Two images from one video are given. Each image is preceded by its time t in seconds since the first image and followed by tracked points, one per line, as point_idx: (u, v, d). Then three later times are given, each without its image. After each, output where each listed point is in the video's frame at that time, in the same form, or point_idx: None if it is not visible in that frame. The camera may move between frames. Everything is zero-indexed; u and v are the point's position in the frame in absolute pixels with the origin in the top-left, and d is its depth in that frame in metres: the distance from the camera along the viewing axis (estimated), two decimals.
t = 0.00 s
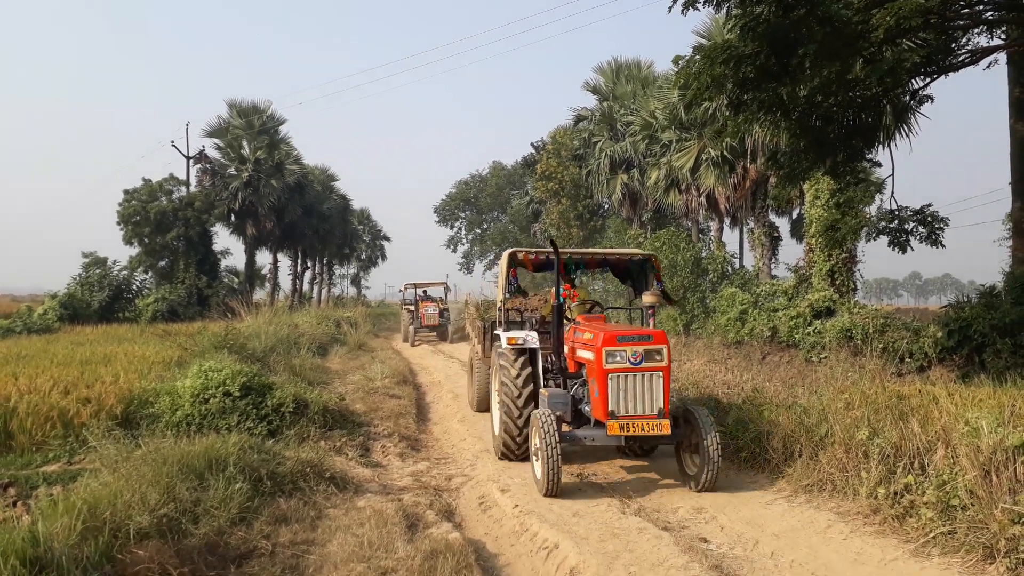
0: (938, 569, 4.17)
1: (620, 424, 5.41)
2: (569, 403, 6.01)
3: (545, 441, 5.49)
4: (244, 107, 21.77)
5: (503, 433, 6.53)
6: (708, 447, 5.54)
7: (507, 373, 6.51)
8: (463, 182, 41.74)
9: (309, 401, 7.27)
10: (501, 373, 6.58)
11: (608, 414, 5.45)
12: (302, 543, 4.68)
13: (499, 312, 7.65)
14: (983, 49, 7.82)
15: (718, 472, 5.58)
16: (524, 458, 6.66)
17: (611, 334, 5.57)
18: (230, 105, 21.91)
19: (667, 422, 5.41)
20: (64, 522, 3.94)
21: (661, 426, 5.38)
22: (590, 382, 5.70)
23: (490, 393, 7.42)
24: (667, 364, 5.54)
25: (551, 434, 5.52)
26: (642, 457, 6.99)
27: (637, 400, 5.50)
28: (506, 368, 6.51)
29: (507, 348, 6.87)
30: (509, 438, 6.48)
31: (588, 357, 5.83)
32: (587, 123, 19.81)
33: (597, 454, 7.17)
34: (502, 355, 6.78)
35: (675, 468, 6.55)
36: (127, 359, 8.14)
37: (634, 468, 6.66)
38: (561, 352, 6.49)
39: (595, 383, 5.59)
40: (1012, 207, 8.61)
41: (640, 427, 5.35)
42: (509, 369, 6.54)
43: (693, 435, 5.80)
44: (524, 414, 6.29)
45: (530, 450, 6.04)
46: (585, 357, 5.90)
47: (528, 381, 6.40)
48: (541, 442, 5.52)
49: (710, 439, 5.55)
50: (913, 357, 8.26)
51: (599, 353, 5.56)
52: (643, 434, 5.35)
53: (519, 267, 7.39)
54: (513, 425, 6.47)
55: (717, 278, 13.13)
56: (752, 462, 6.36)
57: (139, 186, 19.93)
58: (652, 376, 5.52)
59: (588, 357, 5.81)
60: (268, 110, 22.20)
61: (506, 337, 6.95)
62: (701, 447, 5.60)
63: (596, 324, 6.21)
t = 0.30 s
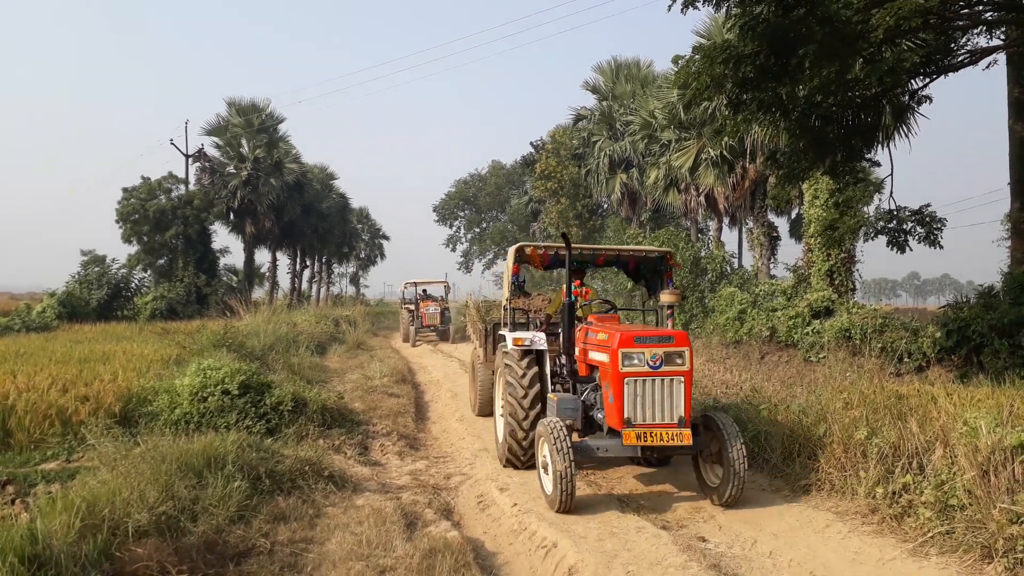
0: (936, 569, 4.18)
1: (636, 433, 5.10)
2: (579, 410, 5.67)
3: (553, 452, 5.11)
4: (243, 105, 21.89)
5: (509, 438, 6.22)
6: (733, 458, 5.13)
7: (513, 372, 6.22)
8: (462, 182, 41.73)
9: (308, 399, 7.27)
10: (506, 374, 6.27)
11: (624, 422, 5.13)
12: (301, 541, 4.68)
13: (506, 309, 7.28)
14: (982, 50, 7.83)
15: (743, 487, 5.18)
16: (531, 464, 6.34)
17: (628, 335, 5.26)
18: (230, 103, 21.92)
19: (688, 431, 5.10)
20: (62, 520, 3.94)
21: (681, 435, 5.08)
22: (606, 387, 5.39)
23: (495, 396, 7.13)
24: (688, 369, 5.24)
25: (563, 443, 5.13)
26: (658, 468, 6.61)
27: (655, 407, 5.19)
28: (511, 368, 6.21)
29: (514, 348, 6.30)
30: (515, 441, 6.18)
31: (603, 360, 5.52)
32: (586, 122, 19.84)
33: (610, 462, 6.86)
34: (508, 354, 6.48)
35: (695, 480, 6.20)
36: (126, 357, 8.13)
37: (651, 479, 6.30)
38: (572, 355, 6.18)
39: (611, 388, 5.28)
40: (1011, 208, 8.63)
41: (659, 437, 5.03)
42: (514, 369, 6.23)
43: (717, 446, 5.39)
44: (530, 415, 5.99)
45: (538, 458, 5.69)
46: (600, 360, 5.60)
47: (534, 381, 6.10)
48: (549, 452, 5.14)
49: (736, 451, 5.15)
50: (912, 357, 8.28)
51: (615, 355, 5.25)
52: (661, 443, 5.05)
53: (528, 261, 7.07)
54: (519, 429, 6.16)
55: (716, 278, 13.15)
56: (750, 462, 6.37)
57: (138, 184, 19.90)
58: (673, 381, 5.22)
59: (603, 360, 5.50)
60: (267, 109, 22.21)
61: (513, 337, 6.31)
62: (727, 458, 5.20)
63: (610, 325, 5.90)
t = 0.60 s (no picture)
0: (937, 563, 4.21)
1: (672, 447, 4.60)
2: (602, 415, 5.25)
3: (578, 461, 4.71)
4: (244, 103, 21.97)
5: (520, 440, 5.91)
6: (773, 473, 4.69)
7: (524, 370, 6.01)
8: (463, 179, 41.74)
9: (310, 396, 7.30)
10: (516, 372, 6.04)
11: (658, 434, 4.63)
12: (303, 536, 4.72)
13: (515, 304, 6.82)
14: (983, 45, 7.83)
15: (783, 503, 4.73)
16: (545, 467, 6.03)
17: (661, 339, 4.73)
18: (231, 101, 21.95)
19: (728, 443, 4.61)
20: (66, 516, 3.96)
21: (721, 449, 4.60)
22: (635, 394, 4.87)
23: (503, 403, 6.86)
24: (727, 375, 4.73)
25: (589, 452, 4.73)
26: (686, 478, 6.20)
27: (693, 417, 4.69)
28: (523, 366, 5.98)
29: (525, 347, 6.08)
30: (528, 444, 5.87)
31: (631, 366, 5.00)
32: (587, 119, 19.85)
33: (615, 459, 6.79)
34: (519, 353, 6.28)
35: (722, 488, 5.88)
36: (129, 354, 8.15)
37: (675, 487, 5.98)
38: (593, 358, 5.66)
39: (642, 397, 4.76)
40: (1012, 203, 8.64)
41: (697, 451, 4.54)
42: (525, 367, 6.00)
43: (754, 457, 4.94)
44: (544, 414, 5.72)
45: (558, 469, 5.29)
46: (627, 365, 5.07)
47: (546, 377, 5.91)
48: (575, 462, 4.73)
49: (776, 465, 4.70)
50: (913, 352, 8.32)
51: (646, 361, 4.73)
52: (700, 458, 4.56)
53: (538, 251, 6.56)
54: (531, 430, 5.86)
55: (717, 274, 13.17)
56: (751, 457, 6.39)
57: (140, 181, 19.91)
58: (711, 389, 4.70)
59: (631, 365, 4.97)
60: (268, 106, 22.22)
61: (523, 334, 6.12)
62: (765, 471, 4.75)
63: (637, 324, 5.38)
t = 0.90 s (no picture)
0: (938, 560, 4.18)
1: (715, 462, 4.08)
2: (629, 422, 4.74)
3: (608, 469, 4.25)
4: (243, 99, 21.98)
5: (535, 444, 5.40)
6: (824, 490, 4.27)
7: (540, 369, 5.59)
8: (463, 175, 41.69)
9: (310, 393, 7.28)
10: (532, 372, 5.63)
11: (698, 448, 4.11)
12: (304, 533, 4.71)
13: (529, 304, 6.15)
14: (985, 41, 7.81)
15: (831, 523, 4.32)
16: (561, 475, 5.47)
17: (705, 342, 4.15)
18: (230, 97, 21.90)
19: (777, 459, 4.11)
20: (67, 513, 3.95)
21: (768, 465, 4.09)
22: (671, 402, 4.34)
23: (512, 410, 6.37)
24: (778, 383, 4.17)
25: (621, 459, 4.29)
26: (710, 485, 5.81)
27: (737, 429, 4.15)
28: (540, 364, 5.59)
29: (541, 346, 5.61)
30: (544, 448, 5.37)
31: (666, 370, 4.45)
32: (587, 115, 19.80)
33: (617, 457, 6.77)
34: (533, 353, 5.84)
35: (761, 501, 5.37)
36: (128, 351, 8.13)
37: (709, 499, 5.46)
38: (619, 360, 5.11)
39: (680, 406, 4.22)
40: (1013, 199, 8.61)
41: (743, 467, 4.03)
42: (542, 365, 5.59)
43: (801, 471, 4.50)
44: (562, 414, 5.26)
45: (580, 481, 4.82)
46: (662, 370, 4.52)
47: (564, 376, 5.45)
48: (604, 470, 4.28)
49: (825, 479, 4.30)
50: (914, 349, 8.32)
51: (687, 367, 4.16)
52: (744, 475, 4.06)
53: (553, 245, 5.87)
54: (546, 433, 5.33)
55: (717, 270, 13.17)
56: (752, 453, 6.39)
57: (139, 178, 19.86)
58: (758, 399, 4.15)
59: (667, 369, 4.41)
60: (267, 102, 22.18)
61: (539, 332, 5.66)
62: (814, 486, 4.33)
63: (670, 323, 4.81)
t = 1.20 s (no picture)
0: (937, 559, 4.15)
1: (767, 483, 3.57)
2: (661, 435, 4.21)
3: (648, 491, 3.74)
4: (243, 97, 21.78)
5: (551, 453, 5.06)
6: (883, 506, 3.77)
7: (552, 373, 5.25)
8: (463, 173, 41.68)
9: (310, 391, 7.28)
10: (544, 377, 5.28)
11: (748, 467, 3.59)
12: (303, 532, 4.70)
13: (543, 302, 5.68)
14: (985, 39, 7.80)
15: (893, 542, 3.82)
16: (579, 486, 5.15)
17: (756, 349, 3.60)
18: (229, 95, 21.87)
19: (834, 478, 3.60)
20: (66, 511, 3.95)
21: (824, 485, 3.60)
22: (715, 415, 3.80)
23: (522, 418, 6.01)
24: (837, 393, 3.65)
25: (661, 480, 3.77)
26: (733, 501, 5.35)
27: (791, 446, 3.63)
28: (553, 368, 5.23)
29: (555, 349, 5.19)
30: (561, 457, 5.03)
31: (707, 379, 3.90)
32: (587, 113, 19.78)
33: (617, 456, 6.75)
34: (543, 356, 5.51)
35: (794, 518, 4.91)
36: (128, 350, 8.12)
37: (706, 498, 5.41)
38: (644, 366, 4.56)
39: (727, 420, 3.69)
40: (1014, 198, 8.59)
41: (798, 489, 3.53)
42: (555, 369, 5.23)
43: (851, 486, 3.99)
44: (579, 419, 4.96)
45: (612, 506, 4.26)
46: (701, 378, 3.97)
47: (580, 379, 5.14)
48: (641, 490, 3.78)
49: (879, 485, 3.80)
50: (914, 347, 8.33)
51: (735, 377, 3.62)
52: (798, 496, 3.56)
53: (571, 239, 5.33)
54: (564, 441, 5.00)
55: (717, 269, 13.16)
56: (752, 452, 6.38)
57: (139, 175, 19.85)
58: (814, 411, 3.64)
59: (709, 377, 3.86)
60: (267, 100, 22.16)
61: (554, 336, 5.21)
62: (868, 496, 3.84)
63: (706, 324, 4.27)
